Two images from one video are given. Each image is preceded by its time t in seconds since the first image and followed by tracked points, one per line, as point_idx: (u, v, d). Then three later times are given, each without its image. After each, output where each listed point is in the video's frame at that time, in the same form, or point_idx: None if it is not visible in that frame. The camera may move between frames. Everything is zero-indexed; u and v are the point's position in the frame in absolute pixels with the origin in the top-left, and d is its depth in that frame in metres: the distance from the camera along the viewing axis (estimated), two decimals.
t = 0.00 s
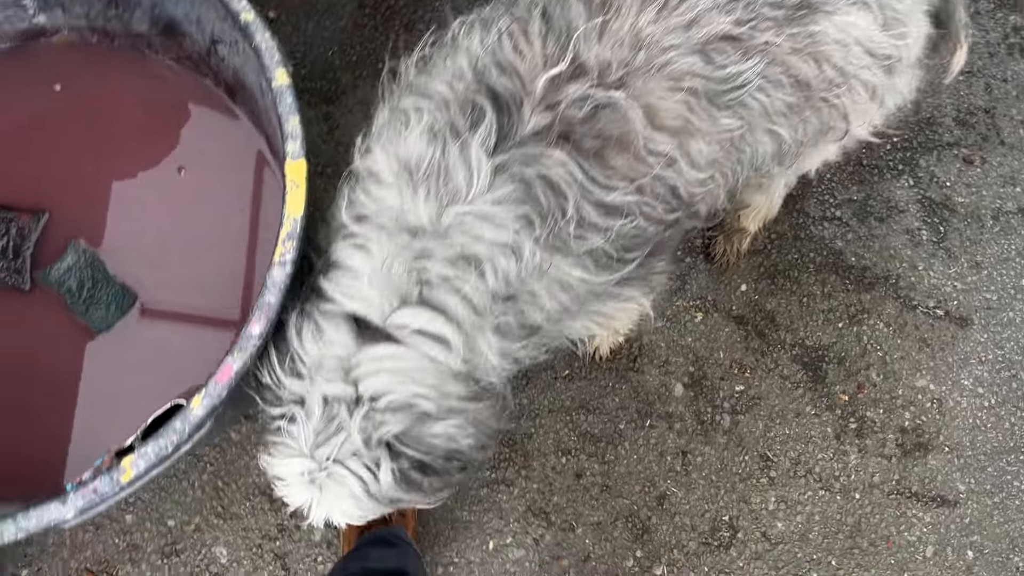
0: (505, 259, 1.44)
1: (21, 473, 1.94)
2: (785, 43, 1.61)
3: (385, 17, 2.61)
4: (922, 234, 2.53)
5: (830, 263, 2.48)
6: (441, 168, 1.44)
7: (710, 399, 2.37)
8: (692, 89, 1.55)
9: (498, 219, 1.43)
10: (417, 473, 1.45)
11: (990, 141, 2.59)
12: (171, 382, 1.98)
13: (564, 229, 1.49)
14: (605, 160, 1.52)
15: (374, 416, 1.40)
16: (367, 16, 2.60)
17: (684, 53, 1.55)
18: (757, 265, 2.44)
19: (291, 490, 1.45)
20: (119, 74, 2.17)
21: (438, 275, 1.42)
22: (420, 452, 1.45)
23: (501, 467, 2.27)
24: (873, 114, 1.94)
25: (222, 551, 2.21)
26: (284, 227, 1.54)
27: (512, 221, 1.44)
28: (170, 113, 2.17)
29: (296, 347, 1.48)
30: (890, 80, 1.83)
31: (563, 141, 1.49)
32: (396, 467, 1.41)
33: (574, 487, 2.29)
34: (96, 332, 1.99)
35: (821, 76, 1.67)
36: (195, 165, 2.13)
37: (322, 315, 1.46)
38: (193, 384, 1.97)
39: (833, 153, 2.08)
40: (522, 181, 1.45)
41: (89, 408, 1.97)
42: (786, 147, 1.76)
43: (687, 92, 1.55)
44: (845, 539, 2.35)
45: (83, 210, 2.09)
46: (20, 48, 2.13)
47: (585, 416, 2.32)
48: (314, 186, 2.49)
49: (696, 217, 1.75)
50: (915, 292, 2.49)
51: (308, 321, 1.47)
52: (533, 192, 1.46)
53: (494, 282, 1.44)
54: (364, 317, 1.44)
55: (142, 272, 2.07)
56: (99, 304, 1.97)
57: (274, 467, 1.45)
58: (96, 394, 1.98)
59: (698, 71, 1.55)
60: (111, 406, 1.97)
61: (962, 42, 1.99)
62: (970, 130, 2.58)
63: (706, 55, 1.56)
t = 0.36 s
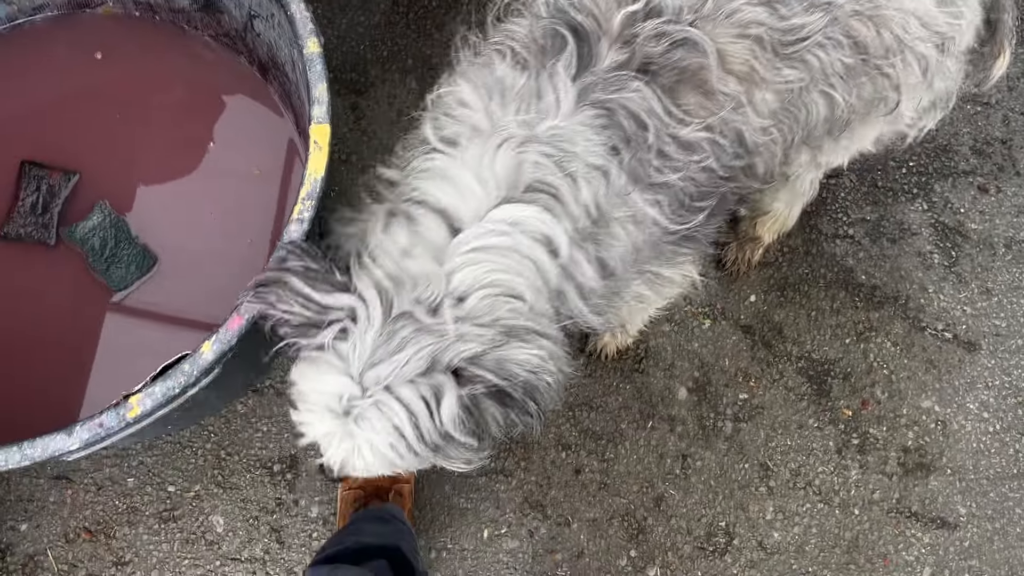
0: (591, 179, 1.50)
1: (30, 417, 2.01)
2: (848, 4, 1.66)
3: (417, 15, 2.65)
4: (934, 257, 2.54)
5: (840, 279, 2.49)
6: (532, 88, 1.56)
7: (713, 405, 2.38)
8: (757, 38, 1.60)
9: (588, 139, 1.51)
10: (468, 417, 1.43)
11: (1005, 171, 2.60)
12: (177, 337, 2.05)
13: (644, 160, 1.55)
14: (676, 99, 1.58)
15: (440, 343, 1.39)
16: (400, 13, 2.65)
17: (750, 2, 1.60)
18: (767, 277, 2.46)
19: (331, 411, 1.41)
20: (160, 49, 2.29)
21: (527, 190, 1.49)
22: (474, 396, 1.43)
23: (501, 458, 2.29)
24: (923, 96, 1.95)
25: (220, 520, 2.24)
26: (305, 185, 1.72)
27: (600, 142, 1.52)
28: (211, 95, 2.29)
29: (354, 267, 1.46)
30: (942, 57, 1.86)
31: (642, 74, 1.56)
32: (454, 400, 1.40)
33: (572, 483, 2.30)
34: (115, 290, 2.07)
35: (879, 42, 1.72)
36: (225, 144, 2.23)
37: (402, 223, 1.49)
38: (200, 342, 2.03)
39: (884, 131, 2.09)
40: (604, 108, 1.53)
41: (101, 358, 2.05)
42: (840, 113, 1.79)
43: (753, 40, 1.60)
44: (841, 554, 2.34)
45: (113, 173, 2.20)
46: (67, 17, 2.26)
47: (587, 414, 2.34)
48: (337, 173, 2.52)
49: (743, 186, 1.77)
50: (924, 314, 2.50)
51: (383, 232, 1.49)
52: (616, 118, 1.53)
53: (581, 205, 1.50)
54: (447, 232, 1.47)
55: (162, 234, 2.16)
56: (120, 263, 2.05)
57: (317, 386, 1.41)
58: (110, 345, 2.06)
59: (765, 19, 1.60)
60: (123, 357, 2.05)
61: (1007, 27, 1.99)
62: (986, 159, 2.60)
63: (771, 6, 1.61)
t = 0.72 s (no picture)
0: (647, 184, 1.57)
1: (26, 452, 2.06)
2: (881, 44, 1.72)
3: (411, 63, 2.75)
4: (917, 293, 2.59)
5: (825, 316, 2.54)
6: (599, 109, 1.64)
7: (702, 440, 2.41)
8: (799, 83, 1.69)
9: (652, 160, 1.59)
10: (527, 333, 1.26)
11: (985, 210, 2.66)
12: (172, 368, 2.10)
13: (694, 190, 1.64)
14: (725, 139, 1.67)
15: (495, 245, 1.32)
16: (395, 62, 2.74)
17: (791, 52, 1.69)
18: (753, 314, 2.53)
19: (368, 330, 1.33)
20: (156, 94, 2.39)
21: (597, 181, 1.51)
22: (530, 300, 1.25)
23: (492, 493, 2.32)
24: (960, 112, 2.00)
25: (210, 559, 2.24)
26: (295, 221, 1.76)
27: (660, 165, 1.60)
28: (209, 140, 2.37)
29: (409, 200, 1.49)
30: (975, 72, 1.91)
31: (697, 112, 1.65)
32: (509, 297, 1.26)
33: (562, 519, 2.32)
34: (110, 327, 2.10)
35: (916, 73, 1.77)
36: (223, 188, 2.30)
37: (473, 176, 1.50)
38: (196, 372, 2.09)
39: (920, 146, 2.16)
40: (662, 138, 1.62)
41: (97, 394, 2.08)
42: (884, 144, 1.85)
43: (796, 85, 1.68)
44: None
45: (111, 212, 2.25)
46: (70, 65, 2.39)
47: (578, 450, 2.37)
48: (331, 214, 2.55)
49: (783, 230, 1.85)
50: (909, 350, 2.53)
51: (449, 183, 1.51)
52: (673, 144, 1.62)
53: (642, 213, 1.54)
54: (517, 184, 1.46)
55: (159, 268, 2.21)
56: (116, 301, 2.08)
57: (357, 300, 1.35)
58: (106, 380, 2.10)
59: (806, 68, 1.69)
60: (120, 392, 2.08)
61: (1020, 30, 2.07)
62: (965, 199, 2.67)
63: (810, 54, 1.70)
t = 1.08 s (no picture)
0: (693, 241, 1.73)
1: (14, 531, 2.06)
2: (880, 112, 2.00)
3: (389, 127, 2.83)
4: (888, 331, 2.67)
5: (800, 357, 2.63)
6: (646, 167, 1.82)
7: (685, 484, 2.45)
8: (810, 152, 1.93)
9: (692, 220, 1.75)
10: (624, 287, 1.50)
11: (947, 248, 2.77)
12: (163, 437, 2.13)
13: (728, 256, 1.82)
14: (754, 211, 1.88)
15: (578, 223, 1.57)
16: (373, 127, 2.83)
17: (800, 124, 1.95)
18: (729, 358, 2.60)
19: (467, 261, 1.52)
20: (139, 169, 2.46)
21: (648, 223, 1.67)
22: (621, 259, 1.51)
23: (482, 547, 2.34)
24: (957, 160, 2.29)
25: None
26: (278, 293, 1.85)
27: (700, 228, 1.76)
28: (192, 209, 2.43)
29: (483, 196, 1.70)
30: (969, 127, 2.21)
31: (728, 183, 1.86)
32: (602, 257, 1.51)
33: (552, 570, 2.34)
34: (100, 401, 2.15)
35: (914, 135, 2.04)
36: (206, 256, 2.37)
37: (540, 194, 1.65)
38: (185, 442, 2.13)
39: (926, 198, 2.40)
40: (700, 201, 1.79)
41: (89, 468, 2.12)
42: (891, 201, 2.10)
43: (809, 154, 1.93)
44: None
45: (99, 289, 2.31)
46: (55, 144, 2.46)
47: (564, 500, 2.41)
48: (314, 276, 2.60)
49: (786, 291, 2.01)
50: (882, 387, 2.61)
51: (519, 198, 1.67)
52: (711, 210, 1.79)
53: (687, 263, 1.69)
54: (578, 202, 1.64)
55: (146, 340, 2.25)
56: (104, 375, 2.14)
57: (456, 238, 1.54)
58: (96, 452, 2.13)
59: (815, 137, 1.93)
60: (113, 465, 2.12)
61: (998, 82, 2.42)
62: (926, 238, 2.79)
63: (818, 126, 1.95)
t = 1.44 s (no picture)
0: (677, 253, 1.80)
1: None
2: (881, 169, 2.08)
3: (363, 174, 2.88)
4: (860, 355, 2.73)
5: (776, 385, 2.67)
6: (642, 178, 1.92)
7: (670, 516, 2.47)
8: (807, 197, 2.01)
9: (677, 230, 1.84)
10: (581, 279, 1.54)
11: (914, 271, 2.84)
12: (144, 496, 2.15)
13: (710, 275, 1.90)
14: (742, 243, 1.96)
15: (551, 219, 1.64)
16: (347, 175, 2.87)
17: (802, 168, 2.02)
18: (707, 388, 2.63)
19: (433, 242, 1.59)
20: (116, 227, 2.49)
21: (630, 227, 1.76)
22: (582, 251, 1.54)
23: None
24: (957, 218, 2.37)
25: None
26: (257, 345, 1.87)
27: (686, 242, 1.85)
28: (166, 263, 2.47)
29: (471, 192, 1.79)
30: (969, 194, 2.29)
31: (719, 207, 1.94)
32: (565, 248, 1.56)
33: None
34: (82, 459, 2.16)
35: (911, 197, 2.14)
36: (182, 310, 2.40)
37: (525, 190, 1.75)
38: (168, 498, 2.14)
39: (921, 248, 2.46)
40: (689, 219, 1.88)
41: (70, 529, 2.12)
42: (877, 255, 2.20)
43: (805, 199, 2.01)
44: None
45: (77, 348, 2.32)
46: (31, 205, 2.48)
47: (550, 537, 2.42)
48: (292, 324, 2.62)
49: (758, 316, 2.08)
50: (858, 411, 2.65)
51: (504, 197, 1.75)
52: (700, 228, 1.88)
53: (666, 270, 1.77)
54: (564, 204, 1.73)
55: (126, 396, 2.27)
56: (86, 434, 2.14)
57: (428, 221, 1.63)
58: (78, 511, 2.14)
59: (815, 184, 2.01)
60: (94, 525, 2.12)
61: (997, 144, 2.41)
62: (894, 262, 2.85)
63: (820, 173, 2.03)
